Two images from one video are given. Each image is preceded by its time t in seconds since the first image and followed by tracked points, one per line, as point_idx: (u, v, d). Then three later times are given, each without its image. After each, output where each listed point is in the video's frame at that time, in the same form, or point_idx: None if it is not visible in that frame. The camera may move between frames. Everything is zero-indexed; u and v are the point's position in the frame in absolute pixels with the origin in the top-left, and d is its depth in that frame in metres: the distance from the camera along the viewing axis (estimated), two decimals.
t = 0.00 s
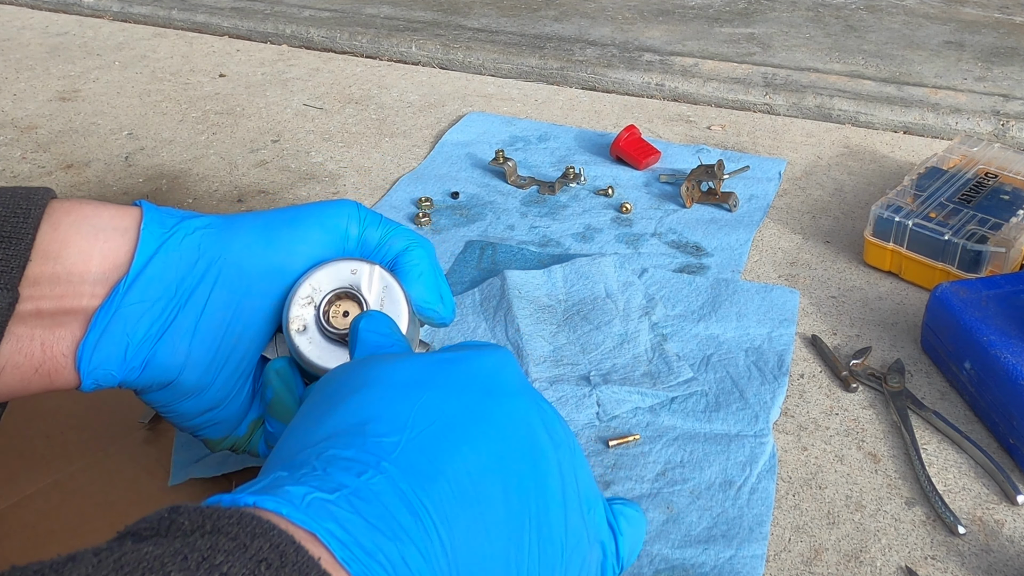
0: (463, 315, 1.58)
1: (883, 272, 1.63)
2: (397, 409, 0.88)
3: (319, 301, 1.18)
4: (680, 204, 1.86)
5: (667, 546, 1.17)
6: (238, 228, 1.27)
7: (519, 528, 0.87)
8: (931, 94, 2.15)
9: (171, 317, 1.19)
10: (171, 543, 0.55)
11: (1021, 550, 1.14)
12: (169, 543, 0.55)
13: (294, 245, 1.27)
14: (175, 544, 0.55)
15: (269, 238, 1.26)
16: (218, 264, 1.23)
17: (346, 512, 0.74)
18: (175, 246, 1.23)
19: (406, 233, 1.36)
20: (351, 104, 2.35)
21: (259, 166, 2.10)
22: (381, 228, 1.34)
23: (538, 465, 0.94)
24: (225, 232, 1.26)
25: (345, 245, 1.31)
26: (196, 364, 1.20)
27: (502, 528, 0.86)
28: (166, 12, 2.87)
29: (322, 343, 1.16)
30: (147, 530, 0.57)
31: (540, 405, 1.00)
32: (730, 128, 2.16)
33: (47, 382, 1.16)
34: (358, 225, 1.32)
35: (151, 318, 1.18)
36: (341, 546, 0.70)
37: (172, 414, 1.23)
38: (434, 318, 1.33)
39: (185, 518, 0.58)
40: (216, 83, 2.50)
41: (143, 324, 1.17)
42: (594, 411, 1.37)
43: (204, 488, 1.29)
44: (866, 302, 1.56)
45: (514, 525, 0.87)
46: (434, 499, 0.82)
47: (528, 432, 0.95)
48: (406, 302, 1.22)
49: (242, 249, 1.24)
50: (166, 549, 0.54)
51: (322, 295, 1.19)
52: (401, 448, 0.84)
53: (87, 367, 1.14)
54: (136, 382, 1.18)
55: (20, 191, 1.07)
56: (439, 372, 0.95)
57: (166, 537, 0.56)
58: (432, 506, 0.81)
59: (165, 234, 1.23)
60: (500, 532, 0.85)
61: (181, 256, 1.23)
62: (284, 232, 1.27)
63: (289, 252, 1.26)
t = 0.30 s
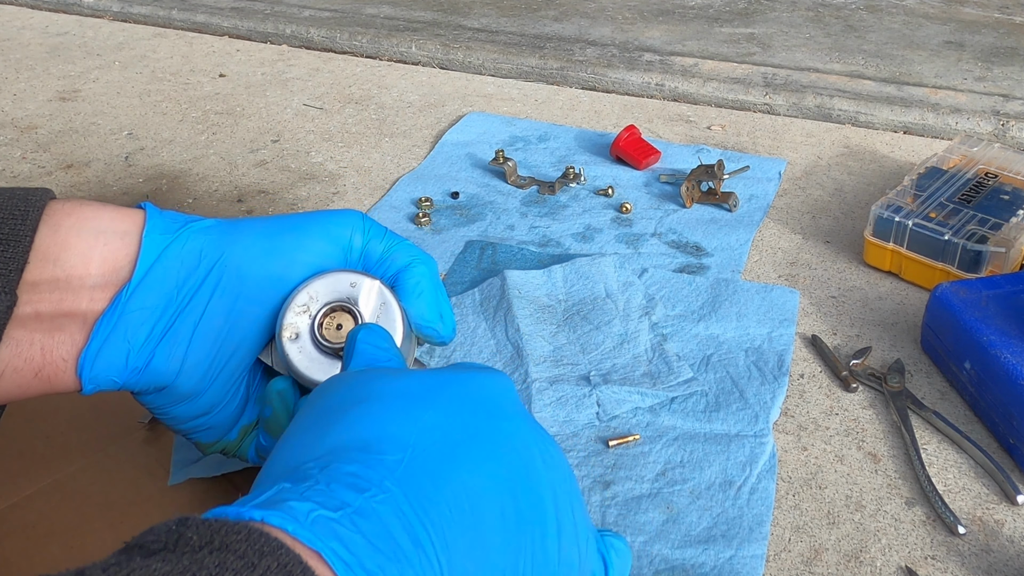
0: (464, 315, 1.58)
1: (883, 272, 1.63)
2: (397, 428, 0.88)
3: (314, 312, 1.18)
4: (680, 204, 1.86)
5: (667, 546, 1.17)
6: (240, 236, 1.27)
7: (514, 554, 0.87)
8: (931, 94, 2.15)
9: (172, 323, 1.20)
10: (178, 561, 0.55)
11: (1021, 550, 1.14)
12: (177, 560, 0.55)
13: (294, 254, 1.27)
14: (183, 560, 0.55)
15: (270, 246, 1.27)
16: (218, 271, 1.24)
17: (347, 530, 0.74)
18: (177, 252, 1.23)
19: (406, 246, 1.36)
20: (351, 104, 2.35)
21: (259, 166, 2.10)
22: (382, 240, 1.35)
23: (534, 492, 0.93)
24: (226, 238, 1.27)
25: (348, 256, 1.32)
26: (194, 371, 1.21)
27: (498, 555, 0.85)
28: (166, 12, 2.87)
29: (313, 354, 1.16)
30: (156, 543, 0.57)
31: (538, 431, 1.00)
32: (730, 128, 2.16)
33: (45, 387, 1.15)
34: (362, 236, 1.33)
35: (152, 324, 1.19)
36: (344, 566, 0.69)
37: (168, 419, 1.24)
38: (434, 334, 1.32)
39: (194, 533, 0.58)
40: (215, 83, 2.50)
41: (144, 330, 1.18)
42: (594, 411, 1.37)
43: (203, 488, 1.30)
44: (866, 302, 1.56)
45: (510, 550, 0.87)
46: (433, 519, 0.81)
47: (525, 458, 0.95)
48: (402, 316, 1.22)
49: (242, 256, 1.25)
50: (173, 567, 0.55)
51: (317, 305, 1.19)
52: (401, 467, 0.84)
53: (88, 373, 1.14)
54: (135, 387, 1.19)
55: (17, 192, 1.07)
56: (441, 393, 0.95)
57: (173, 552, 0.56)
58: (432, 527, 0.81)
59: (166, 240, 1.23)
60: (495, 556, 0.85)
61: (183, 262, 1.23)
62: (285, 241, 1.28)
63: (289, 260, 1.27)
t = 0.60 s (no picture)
0: (463, 315, 1.58)
1: (883, 272, 1.63)
2: (335, 463, 0.92)
3: (312, 300, 1.19)
4: (680, 204, 1.86)
5: (666, 546, 1.17)
6: (234, 243, 1.29)
7: None
8: (931, 94, 2.15)
9: (183, 336, 1.20)
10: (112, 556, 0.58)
11: (1021, 550, 1.13)
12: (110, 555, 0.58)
13: (291, 250, 1.30)
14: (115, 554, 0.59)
15: (266, 247, 1.29)
16: (221, 278, 1.24)
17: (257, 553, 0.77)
18: (177, 269, 1.23)
19: (393, 229, 1.38)
20: (351, 104, 2.35)
21: (258, 166, 2.10)
22: (369, 224, 1.37)
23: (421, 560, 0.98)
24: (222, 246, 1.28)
25: (342, 243, 1.35)
26: (213, 378, 1.22)
27: None
28: (166, 12, 2.87)
29: (311, 343, 1.17)
30: (86, 533, 0.59)
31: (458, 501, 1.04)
32: (730, 128, 2.16)
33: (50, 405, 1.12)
34: (349, 222, 1.36)
35: (165, 339, 1.18)
36: None
37: (186, 423, 1.26)
38: (427, 313, 1.34)
39: (125, 525, 0.61)
40: (216, 83, 2.50)
41: (157, 345, 1.17)
42: (594, 411, 1.37)
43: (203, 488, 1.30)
44: (866, 302, 1.56)
45: None
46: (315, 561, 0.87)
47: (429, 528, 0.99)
48: (398, 309, 1.22)
49: (242, 259, 1.26)
50: (108, 561, 0.58)
51: (315, 296, 1.19)
52: (317, 506, 0.88)
53: (101, 391, 1.13)
54: (151, 401, 1.19)
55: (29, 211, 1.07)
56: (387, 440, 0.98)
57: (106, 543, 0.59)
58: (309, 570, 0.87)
59: (163, 255, 1.22)
60: None
61: (184, 277, 1.23)
62: (281, 239, 1.30)
63: (289, 256, 1.29)
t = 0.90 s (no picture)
0: (463, 315, 1.58)
1: (883, 272, 1.63)
2: (319, 478, 0.92)
3: (305, 297, 1.19)
4: (680, 204, 1.86)
5: (667, 546, 1.17)
6: (225, 245, 1.28)
7: None
8: (931, 94, 2.15)
9: (181, 343, 1.20)
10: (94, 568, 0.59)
11: (1021, 550, 1.13)
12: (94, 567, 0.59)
13: (281, 247, 1.30)
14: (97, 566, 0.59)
15: (256, 246, 1.28)
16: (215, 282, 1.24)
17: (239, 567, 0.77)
18: (169, 277, 1.22)
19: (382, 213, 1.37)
20: (351, 104, 2.35)
21: (258, 166, 2.10)
22: (357, 210, 1.36)
23: None
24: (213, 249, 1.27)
25: (333, 233, 1.34)
26: (215, 380, 1.23)
27: None
28: (166, 12, 2.87)
29: (307, 339, 1.19)
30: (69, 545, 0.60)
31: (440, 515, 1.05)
32: (730, 128, 2.16)
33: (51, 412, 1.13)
34: (337, 209, 1.35)
35: (163, 347, 1.18)
36: None
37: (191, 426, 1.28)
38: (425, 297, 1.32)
39: (108, 536, 0.62)
40: (216, 83, 2.50)
41: (156, 354, 1.17)
42: (594, 411, 1.37)
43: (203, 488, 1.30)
44: (866, 302, 1.56)
45: None
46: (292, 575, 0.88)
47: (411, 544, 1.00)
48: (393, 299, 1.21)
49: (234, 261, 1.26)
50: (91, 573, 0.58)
51: (309, 292, 1.20)
52: (298, 521, 0.88)
53: (100, 400, 1.13)
54: (152, 408, 1.20)
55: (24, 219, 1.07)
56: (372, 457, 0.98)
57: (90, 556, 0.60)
58: None
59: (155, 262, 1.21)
60: None
61: (178, 284, 1.22)
62: (270, 237, 1.29)
63: (282, 254, 1.29)
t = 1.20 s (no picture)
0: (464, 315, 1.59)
1: (883, 272, 1.63)
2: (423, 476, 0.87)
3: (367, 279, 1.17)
4: (680, 204, 1.86)
5: (667, 547, 1.17)
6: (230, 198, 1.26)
7: None
8: (931, 94, 2.15)
9: (186, 296, 1.20)
10: None
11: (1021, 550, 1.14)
12: None
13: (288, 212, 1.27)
14: None
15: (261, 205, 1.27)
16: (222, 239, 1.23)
17: None
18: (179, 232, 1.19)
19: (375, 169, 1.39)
20: (351, 104, 2.35)
21: (258, 166, 2.10)
22: (356, 172, 1.35)
23: (570, 531, 0.90)
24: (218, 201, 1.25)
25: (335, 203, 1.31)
26: (213, 334, 1.26)
27: None
28: (166, 12, 2.87)
29: (387, 310, 1.19)
30: None
31: (568, 460, 0.94)
32: (730, 128, 2.16)
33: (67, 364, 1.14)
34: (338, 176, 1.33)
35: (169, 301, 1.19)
36: None
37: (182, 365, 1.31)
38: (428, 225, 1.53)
39: None
40: (215, 83, 2.50)
41: (159, 310, 1.18)
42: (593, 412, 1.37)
43: (205, 488, 1.31)
44: (866, 302, 1.56)
45: None
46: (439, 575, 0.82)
47: (548, 500, 0.90)
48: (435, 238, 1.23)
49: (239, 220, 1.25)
50: None
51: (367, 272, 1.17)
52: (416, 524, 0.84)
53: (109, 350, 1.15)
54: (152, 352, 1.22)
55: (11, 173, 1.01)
56: (456, 437, 0.91)
57: None
58: None
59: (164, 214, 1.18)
60: None
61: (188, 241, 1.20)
62: (276, 198, 1.28)
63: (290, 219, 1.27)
